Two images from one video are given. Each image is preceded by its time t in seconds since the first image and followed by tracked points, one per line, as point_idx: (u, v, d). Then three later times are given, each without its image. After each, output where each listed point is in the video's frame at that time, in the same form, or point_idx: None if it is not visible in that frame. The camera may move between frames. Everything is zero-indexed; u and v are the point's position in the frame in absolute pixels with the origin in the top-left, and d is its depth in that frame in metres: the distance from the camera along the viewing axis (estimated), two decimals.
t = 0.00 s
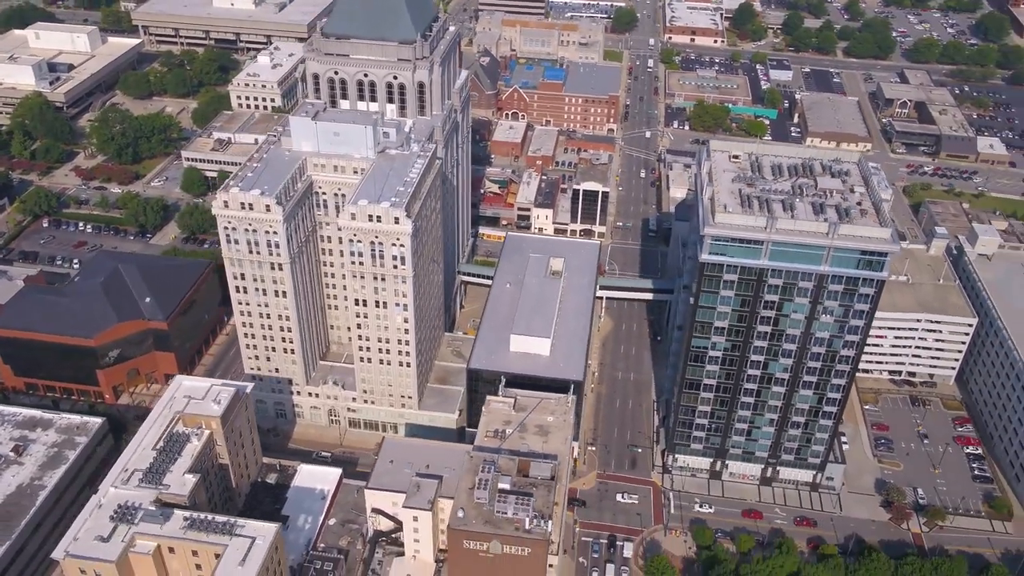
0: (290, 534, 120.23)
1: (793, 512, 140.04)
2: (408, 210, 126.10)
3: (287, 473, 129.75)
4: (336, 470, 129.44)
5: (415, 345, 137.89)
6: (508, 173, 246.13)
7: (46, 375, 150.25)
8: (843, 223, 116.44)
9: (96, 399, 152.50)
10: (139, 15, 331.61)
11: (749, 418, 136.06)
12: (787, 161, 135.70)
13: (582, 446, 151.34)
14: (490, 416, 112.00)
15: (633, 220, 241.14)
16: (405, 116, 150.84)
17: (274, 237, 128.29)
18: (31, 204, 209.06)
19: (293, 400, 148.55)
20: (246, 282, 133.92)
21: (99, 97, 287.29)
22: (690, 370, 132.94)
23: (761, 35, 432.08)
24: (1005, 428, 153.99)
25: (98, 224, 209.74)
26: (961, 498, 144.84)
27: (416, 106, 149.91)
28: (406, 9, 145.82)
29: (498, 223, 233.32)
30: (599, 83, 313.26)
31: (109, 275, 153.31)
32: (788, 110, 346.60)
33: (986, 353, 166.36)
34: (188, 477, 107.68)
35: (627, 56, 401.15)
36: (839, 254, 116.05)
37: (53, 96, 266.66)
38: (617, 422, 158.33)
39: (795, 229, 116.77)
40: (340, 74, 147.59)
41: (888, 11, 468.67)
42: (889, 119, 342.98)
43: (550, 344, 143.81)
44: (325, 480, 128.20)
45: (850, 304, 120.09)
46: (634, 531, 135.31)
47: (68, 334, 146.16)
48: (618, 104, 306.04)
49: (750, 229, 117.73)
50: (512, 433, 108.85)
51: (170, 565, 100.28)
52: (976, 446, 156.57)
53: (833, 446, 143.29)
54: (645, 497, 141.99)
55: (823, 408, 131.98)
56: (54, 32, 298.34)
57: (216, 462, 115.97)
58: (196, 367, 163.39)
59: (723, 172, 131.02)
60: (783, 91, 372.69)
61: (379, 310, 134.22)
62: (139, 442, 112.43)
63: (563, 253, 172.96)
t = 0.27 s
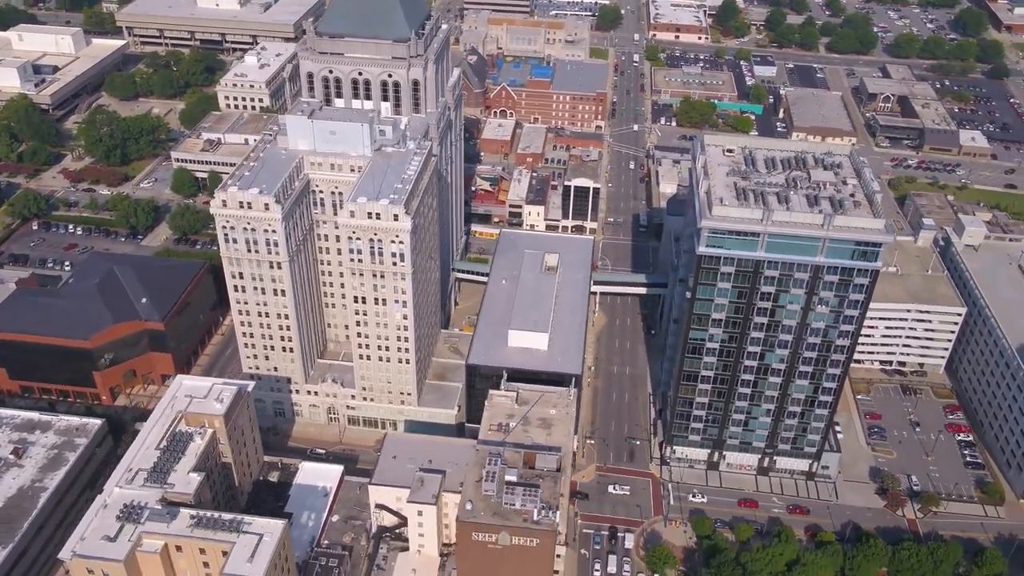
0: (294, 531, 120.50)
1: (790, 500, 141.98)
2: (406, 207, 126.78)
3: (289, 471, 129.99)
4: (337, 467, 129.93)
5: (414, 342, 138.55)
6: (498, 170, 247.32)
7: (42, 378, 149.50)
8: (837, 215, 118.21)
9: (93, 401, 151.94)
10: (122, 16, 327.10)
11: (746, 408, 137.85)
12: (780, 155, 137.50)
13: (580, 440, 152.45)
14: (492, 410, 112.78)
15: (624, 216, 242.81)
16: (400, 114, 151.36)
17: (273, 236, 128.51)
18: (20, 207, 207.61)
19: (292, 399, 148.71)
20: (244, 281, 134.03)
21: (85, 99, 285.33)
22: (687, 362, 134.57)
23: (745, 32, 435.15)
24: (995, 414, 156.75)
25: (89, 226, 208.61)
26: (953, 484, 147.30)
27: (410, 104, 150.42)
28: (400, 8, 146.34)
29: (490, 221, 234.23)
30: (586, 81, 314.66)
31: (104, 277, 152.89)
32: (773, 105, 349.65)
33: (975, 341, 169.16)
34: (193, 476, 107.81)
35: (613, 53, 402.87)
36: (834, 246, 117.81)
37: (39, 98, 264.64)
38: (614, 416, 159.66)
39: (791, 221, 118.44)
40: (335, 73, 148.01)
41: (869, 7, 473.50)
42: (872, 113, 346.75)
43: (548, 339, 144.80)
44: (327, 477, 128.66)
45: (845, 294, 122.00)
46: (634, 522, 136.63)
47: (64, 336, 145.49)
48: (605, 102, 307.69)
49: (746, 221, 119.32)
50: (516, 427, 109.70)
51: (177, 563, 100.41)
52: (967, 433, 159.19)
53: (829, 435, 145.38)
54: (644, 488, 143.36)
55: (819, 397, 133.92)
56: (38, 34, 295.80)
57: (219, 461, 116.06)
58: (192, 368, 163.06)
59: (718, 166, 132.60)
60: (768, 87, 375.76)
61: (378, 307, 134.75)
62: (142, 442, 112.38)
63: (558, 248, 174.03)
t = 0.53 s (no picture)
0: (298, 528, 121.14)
1: (787, 489, 144.00)
2: (405, 204, 127.49)
3: (291, 469, 130.34)
4: (340, 465, 130.74)
5: (414, 338, 139.20)
6: (489, 168, 248.32)
7: (38, 380, 148.85)
8: (832, 206, 120.08)
9: (90, 402, 151.50)
10: (106, 18, 324.81)
11: (743, 398, 139.73)
12: (773, 148, 139.31)
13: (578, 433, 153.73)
14: (496, 404, 113.73)
15: (614, 212, 244.37)
16: (394, 112, 151.80)
17: (272, 235, 128.72)
18: (8, 210, 205.89)
19: (291, 397, 148.87)
20: (243, 280, 134.13)
21: (70, 101, 283.24)
22: (685, 354, 136.25)
23: (727, 28, 438.23)
24: (984, 401, 159.64)
25: (79, 228, 207.35)
26: (946, 470, 149.95)
27: (405, 102, 150.91)
28: (394, 6, 146.81)
29: (481, 218, 234.98)
30: (573, 78, 315.97)
31: (98, 278, 152.37)
32: (757, 100, 352.66)
33: (963, 329, 172.07)
34: (198, 474, 107.97)
35: (598, 51, 404.54)
36: (829, 236, 119.71)
37: (23, 101, 262.50)
38: (612, 409, 161.09)
39: (787, 212, 120.21)
40: (329, 71, 148.09)
41: (848, 3, 478.34)
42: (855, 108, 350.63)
43: (546, 333, 145.90)
44: (329, 475, 129.41)
45: (839, 284, 124.03)
46: (635, 513, 138.10)
47: (61, 338, 144.94)
48: (592, 98, 309.11)
49: (743, 213, 120.99)
50: (520, 420, 110.67)
51: (185, 562, 100.63)
52: (957, 420, 161.96)
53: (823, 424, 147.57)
54: (643, 480, 144.87)
55: (815, 386, 135.94)
56: (20, 36, 293.27)
57: (223, 459, 116.19)
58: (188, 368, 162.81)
59: (712, 160, 134.25)
60: (752, 82, 378.81)
61: (377, 304, 135.31)
62: (146, 442, 112.36)
63: (552, 244, 175.16)
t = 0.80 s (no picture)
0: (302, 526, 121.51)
1: (784, 478, 146.00)
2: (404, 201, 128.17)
3: (293, 467, 130.66)
4: (341, 462, 131.21)
5: (413, 335, 139.85)
6: (479, 166, 249.21)
7: (35, 383, 148.06)
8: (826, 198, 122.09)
9: (87, 404, 151.05)
10: (88, 20, 322.08)
11: (739, 389, 141.52)
12: (765, 142, 141.28)
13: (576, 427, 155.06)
14: (499, 398, 114.68)
15: (604, 208, 245.90)
16: (389, 110, 152.36)
17: (271, 234, 128.95)
18: None
19: (289, 396, 149.02)
20: (241, 279, 134.20)
21: (54, 104, 280.97)
22: (682, 346, 137.88)
23: (710, 25, 441.24)
24: (973, 388, 162.48)
25: (68, 231, 206.10)
26: (937, 457, 152.62)
27: (399, 100, 151.49)
28: (387, 4, 147.49)
29: (472, 216, 235.74)
30: (559, 75, 317.14)
31: (93, 280, 151.70)
32: (742, 96, 355.57)
33: (952, 318, 174.98)
34: (203, 473, 108.13)
35: (582, 48, 405.98)
36: (824, 228, 121.75)
37: (7, 104, 260.22)
38: (608, 402, 162.56)
39: (781, 204, 122.14)
40: (323, 70, 148.44)
41: None
42: (838, 103, 354.31)
43: (544, 328, 147.06)
44: (331, 472, 129.83)
45: (834, 275, 126.05)
46: (634, 505, 139.55)
47: (57, 341, 144.18)
48: (579, 95, 310.41)
49: (738, 206, 122.81)
50: (523, 413, 111.67)
51: (193, 560, 100.86)
52: (948, 407, 164.77)
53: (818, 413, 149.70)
54: (642, 472, 146.39)
55: (810, 376, 137.95)
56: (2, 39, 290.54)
57: (227, 458, 116.35)
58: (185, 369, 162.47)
59: (706, 154, 136.02)
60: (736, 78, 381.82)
61: (376, 302, 135.86)
62: (149, 442, 112.36)
63: (546, 240, 176.28)
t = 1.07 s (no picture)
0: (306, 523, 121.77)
1: (781, 468, 147.87)
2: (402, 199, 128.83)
3: (295, 465, 131.06)
4: (343, 459, 131.64)
5: (412, 332, 140.51)
6: (470, 164, 249.66)
7: (31, 386, 147.29)
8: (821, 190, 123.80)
9: (85, 407, 150.40)
10: (72, 21, 319.21)
11: (736, 381, 143.20)
12: (757, 136, 142.99)
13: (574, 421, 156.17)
14: (501, 393, 115.57)
15: (595, 204, 247.30)
16: (384, 109, 152.78)
17: (269, 233, 129.09)
18: None
19: (288, 395, 149.10)
20: (240, 279, 134.24)
21: (40, 106, 278.79)
22: (679, 339, 139.39)
23: (694, 23, 443.84)
24: (963, 377, 165.11)
25: (59, 234, 204.83)
26: (930, 445, 155.02)
27: (394, 98, 151.95)
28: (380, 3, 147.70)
29: (464, 214, 236.43)
30: (547, 73, 318.11)
31: (89, 282, 151.04)
32: (728, 93, 358.09)
33: (941, 309, 177.67)
34: (208, 472, 108.33)
35: (569, 46, 407.11)
36: (818, 220, 123.48)
37: None
38: (605, 397, 163.85)
39: (777, 198, 123.74)
40: (318, 70, 148.52)
41: None
42: (822, 98, 357.54)
43: (541, 323, 148.08)
44: (333, 470, 130.12)
45: (828, 267, 127.91)
46: (634, 497, 140.84)
47: (53, 343, 143.33)
48: (567, 93, 311.59)
49: (735, 200, 124.33)
50: (526, 407, 112.60)
51: (200, 558, 101.06)
52: (938, 396, 167.36)
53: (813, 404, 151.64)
54: (640, 465, 147.71)
55: (805, 367, 139.85)
56: None
57: (230, 457, 116.51)
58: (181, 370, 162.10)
59: (701, 149, 137.53)
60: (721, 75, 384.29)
61: (375, 299, 136.42)
62: (153, 441, 112.38)
63: (541, 236, 177.18)
